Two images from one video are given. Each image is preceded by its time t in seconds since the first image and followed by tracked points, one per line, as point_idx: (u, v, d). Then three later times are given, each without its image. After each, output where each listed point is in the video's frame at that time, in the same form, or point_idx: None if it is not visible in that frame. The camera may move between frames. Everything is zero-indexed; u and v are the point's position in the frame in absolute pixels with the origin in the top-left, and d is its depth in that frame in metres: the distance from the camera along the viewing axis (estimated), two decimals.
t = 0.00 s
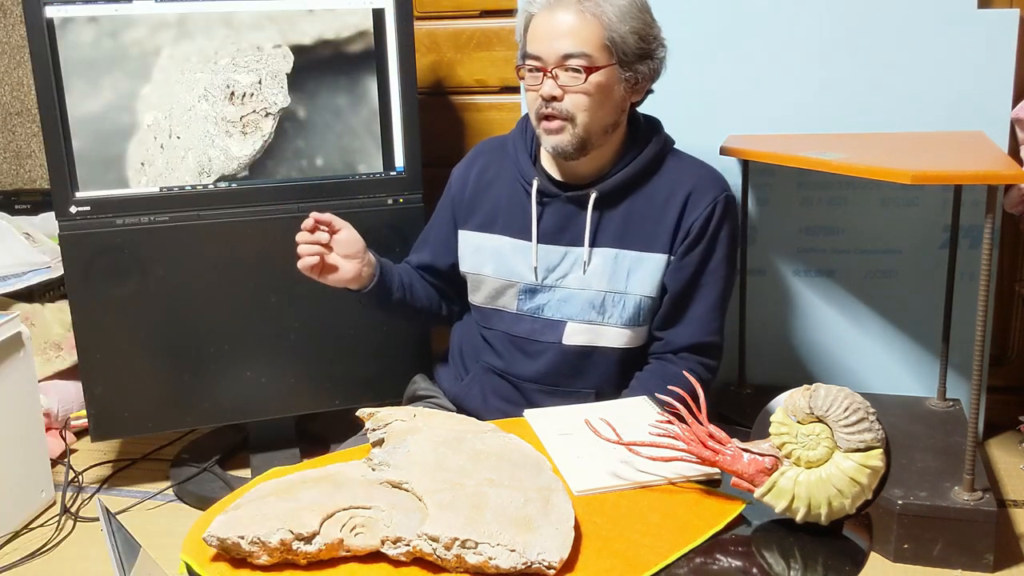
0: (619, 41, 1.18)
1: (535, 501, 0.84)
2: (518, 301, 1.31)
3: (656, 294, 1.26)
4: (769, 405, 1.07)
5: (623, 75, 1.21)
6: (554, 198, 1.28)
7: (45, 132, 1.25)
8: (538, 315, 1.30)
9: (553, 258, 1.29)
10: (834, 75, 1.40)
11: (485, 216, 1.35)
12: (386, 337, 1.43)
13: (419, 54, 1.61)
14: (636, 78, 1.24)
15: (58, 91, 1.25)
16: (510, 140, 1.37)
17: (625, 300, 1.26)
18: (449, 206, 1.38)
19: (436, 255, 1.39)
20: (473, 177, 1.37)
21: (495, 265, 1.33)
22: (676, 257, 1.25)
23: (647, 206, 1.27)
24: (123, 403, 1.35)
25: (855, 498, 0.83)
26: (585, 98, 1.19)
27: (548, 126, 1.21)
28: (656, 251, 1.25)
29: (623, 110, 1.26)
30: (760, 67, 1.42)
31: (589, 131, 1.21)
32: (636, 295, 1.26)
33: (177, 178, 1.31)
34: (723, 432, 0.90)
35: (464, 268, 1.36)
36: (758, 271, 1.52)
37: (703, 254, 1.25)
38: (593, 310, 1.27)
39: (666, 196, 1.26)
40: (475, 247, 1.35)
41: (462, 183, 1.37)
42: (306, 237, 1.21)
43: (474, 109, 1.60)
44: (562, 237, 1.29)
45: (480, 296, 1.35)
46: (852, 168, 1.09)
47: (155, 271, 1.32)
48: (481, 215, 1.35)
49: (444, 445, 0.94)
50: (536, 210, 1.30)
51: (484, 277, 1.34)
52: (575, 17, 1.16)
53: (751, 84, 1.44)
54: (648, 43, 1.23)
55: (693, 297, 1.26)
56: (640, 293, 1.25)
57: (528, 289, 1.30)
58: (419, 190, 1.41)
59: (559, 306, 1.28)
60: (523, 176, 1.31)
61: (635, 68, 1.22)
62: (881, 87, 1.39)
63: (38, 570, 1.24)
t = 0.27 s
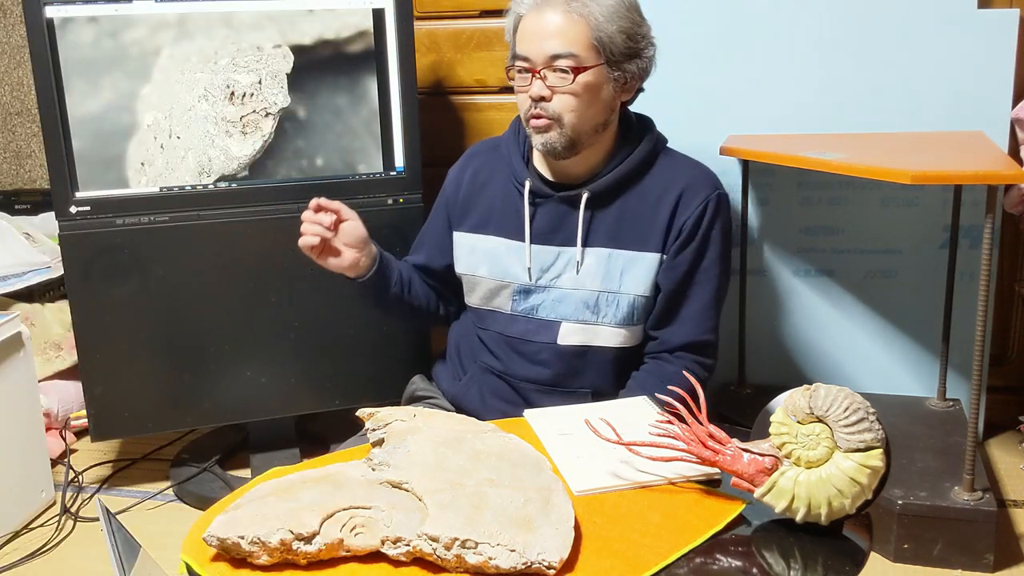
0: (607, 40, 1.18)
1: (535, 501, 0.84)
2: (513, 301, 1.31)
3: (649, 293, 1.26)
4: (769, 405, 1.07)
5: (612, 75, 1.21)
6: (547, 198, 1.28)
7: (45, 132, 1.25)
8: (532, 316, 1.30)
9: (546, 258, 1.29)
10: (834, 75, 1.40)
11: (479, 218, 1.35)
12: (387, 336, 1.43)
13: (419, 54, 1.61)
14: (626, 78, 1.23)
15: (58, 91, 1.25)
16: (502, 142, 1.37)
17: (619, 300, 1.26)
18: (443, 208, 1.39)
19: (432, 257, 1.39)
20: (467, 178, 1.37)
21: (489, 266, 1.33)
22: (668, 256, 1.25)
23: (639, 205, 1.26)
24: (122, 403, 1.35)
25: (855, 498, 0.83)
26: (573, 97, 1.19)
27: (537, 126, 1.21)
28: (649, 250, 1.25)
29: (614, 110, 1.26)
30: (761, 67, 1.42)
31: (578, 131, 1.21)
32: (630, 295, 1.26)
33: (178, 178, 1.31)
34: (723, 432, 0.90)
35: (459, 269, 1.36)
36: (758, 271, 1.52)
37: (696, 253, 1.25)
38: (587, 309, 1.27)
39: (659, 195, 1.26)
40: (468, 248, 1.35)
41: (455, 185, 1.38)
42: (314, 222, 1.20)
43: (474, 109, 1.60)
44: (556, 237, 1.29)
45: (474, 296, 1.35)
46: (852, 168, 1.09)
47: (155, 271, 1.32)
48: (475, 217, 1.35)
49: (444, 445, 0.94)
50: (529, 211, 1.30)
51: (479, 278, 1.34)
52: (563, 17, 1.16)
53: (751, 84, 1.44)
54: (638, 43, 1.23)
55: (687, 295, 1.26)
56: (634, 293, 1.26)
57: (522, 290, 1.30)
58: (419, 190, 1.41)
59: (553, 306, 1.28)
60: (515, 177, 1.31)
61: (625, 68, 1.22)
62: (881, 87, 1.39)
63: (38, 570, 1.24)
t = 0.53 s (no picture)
0: (596, 43, 1.18)
1: (535, 501, 0.84)
2: (510, 302, 1.31)
3: (646, 293, 1.26)
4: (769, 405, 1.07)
5: (603, 78, 1.21)
6: (543, 199, 1.29)
7: (45, 132, 1.25)
8: (530, 315, 1.30)
9: (543, 259, 1.29)
10: (834, 75, 1.40)
11: (476, 219, 1.35)
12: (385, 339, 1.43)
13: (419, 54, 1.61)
14: (619, 80, 1.23)
15: (58, 91, 1.25)
16: (499, 142, 1.37)
17: (615, 299, 1.26)
18: (441, 209, 1.39)
19: (433, 256, 1.40)
20: (464, 179, 1.37)
21: (486, 267, 1.33)
22: (664, 256, 1.25)
23: (635, 204, 1.26)
24: (122, 403, 1.35)
25: (855, 498, 0.83)
26: (562, 100, 1.19)
27: (527, 129, 1.21)
28: (644, 250, 1.25)
29: (606, 113, 1.25)
30: (761, 67, 1.42)
31: (569, 133, 1.21)
32: (627, 294, 1.26)
33: (177, 178, 1.31)
34: (723, 432, 0.90)
35: (456, 270, 1.36)
36: (758, 271, 1.52)
37: (692, 252, 1.25)
38: (584, 309, 1.27)
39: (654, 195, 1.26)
40: (466, 249, 1.35)
41: (452, 186, 1.38)
42: (335, 195, 1.21)
43: (474, 109, 1.60)
44: (552, 237, 1.29)
45: (472, 296, 1.36)
46: (853, 168, 1.09)
47: (155, 271, 1.32)
48: (472, 218, 1.35)
49: (444, 445, 0.94)
50: (525, 211, 1.30)
51: (477, 278, 1.34)
52: (549, 21, 1.16)
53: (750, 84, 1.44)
54: (629, 45, 1.22)
55: (683, 294, 1.26)
56: (631, 292, 1.26)
57: (519, 290, 1.30)
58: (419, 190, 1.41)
59: (551, 306, 1.28)
60: (512, 177, 1.31)
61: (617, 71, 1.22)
62: (881, 87, 1.39)
63: (38, 570, 1.24)
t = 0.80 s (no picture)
0: (589, 49, 1.17)
1: (535, 501, 0.84)
2: (509, 302, 1.31)
3: (645, 293, 1.26)
4: (769, 405, 1.07)
5: (599, 82, 1.20)
6: (543, 199, 1.29)
7: (45, 132, 1.25)
8: (530, 315, 1.30)
9: (543, 259, 1.29)
10: (834, 75, 1.40)
11: (476, 218, 1.35)
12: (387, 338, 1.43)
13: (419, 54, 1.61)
14: (615, 84, 1.22)
15: (58, 91, 1.25)
16: (498, 142, 1.37)
17: (614, 299, 1.26)
18: (442, 208, 1.39)
19: (436, 255, 1.40)
20: (463, 179, 1.37)
21: (485, 267, 1.33)
22: (664, 256, 1.25)
23: (634, 204, 1.26)
24: (122, 403, 1.35)
25: (855, 498, 0.83)
26: (556, 107, 1.19)
27: (523, 134, 1.22)
28: (643, 250, 1.25)
29: (603, 116, 1.25)
30: (761, 67, 1.42)
31: (563, 139, 1.21)
32: (626, 295, 1.26)
33: (177, 178, 1.31)
34: (723, 432, 0.90)
35: (457, 269, 1.36)
36: (758, 271, 1.52)
37: (691, 252, 1.25)
38: (583, 309, 1.27)
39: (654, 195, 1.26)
40: (466, 249, 1.35)
41: (452, 186, 1.38)
42: (347, 177, 1.24)
43: (474, 109, 1.60)
44: (551, 238, 1.29)
45: (471, 296, 1.36)
46: (853, 169, 1.09)
47: (155, 271, 1.32)
48: (472, 218, 1.35)
49: (444, 445, 0.94)
50: (525, 211, 1.30)
51: (477, 278, 1.34)
52: (541, 28, 1.15)
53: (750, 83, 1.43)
54: (624, 49, 1.21)
55: (683, 295, 1.26)
56: (630, 293, 1.25)
57: (518, 290, 1.30)
58: (420, 189, 1.41)
59: (550, 306, 1.28)
60: (512, 177, 1.31)
61: (613, 75, 1.21)
62: (881, 88, 1.39)
63: (38, 570, 1.24)
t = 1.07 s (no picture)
0: (586, 52, 1.17)
1: (535, 501, 0.84)
2: (509, 302, 1.31)
3: (646, 293, 1.26)
4: (769, 405, 1.07)
5: (597, 84, 1.20)
6: (544, 199, 1.29)
7: (45, 132, 1.25)
8: (530, 315, 1.30)
9: (544, 260, 1.29)
10: (834, 75, 1.40)
11: (477, 218, 1.35)
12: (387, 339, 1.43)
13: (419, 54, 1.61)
14: (614, 85, 1.22)
15: (58, 91, 1.24)
16: (499, 142, 1.37)
17: (615, 300, 1.26)
18: (442, 208, 1.39)
19: (437, 255, 1.40)
20: (465, 179, 1.37)
21: (486, 267, 1.33)
22: (664, 257, 1.25)
23: (635, 205, 1.26)
24: (122, 403, 1.35)
25: (855, 498, 0.83)
26: (555, 110, 1.19)
27: (524, 138, 1.22)
28: (644, 251, 1.25)
29: (603, 117, 1.25)
30: (761, 67, 1.42)
31: (563, 142, 1.21)
32: (627, 295, 1.26)
33: (177, 178, 1.31)
34: (723, 432, 0.90)
35: (457, 269, 1.36)
36: (758, 271, 1.52)
37: (692, 253, 1.25)
38: (583, 309, 1.27)
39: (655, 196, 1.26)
40: (467, 249, 1.35)
41: (454, 186, 1.38)
42: (347, 177, 1.23)
43: (474, 109, 1.61)
44: (552, 238, 1.29)
45: (472, 296, 1.36)
46: (853, 168, 1.08)
47: (155, 271, 1.32)
48: (473, 218, 1.35)
49: (444, 445, 0.94)
50: (526, 211, 1.30)
51: (477, 278, 1.34)
52: (539, 32, 1.15)
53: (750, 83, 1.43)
54: (623, 51, 1.21)
55: (683, 296, 1.27)
56: (631, 293, 1.25)
57: (519, 290, 1.30)
58: (420, 189, 1.41)
59: (550, 306, 1.28)
60: (513, 178, 1.32)
61: (612, 77, 1.21)
62: (881, 88, 1.39)
63: (38, 570, 1.24)
